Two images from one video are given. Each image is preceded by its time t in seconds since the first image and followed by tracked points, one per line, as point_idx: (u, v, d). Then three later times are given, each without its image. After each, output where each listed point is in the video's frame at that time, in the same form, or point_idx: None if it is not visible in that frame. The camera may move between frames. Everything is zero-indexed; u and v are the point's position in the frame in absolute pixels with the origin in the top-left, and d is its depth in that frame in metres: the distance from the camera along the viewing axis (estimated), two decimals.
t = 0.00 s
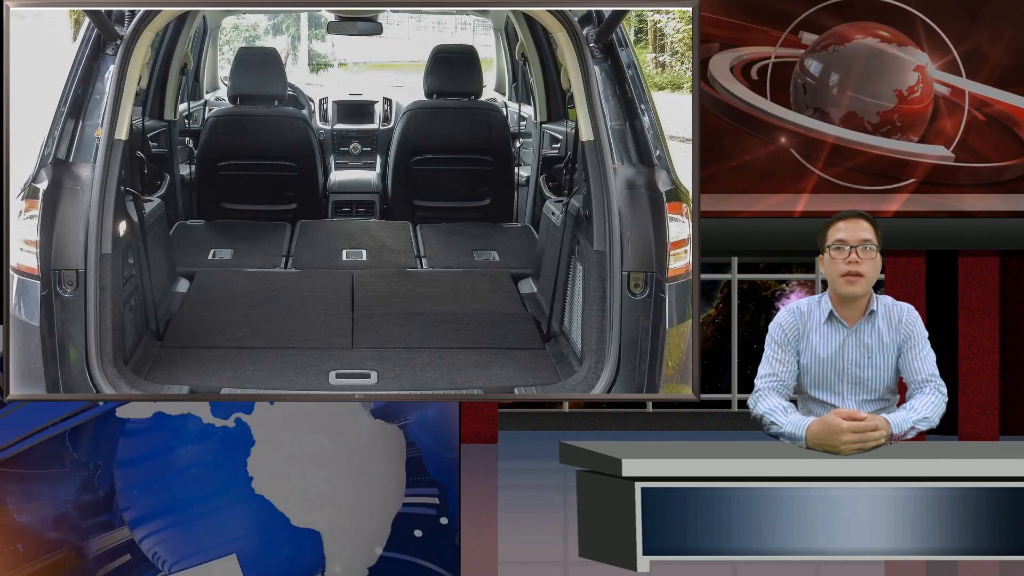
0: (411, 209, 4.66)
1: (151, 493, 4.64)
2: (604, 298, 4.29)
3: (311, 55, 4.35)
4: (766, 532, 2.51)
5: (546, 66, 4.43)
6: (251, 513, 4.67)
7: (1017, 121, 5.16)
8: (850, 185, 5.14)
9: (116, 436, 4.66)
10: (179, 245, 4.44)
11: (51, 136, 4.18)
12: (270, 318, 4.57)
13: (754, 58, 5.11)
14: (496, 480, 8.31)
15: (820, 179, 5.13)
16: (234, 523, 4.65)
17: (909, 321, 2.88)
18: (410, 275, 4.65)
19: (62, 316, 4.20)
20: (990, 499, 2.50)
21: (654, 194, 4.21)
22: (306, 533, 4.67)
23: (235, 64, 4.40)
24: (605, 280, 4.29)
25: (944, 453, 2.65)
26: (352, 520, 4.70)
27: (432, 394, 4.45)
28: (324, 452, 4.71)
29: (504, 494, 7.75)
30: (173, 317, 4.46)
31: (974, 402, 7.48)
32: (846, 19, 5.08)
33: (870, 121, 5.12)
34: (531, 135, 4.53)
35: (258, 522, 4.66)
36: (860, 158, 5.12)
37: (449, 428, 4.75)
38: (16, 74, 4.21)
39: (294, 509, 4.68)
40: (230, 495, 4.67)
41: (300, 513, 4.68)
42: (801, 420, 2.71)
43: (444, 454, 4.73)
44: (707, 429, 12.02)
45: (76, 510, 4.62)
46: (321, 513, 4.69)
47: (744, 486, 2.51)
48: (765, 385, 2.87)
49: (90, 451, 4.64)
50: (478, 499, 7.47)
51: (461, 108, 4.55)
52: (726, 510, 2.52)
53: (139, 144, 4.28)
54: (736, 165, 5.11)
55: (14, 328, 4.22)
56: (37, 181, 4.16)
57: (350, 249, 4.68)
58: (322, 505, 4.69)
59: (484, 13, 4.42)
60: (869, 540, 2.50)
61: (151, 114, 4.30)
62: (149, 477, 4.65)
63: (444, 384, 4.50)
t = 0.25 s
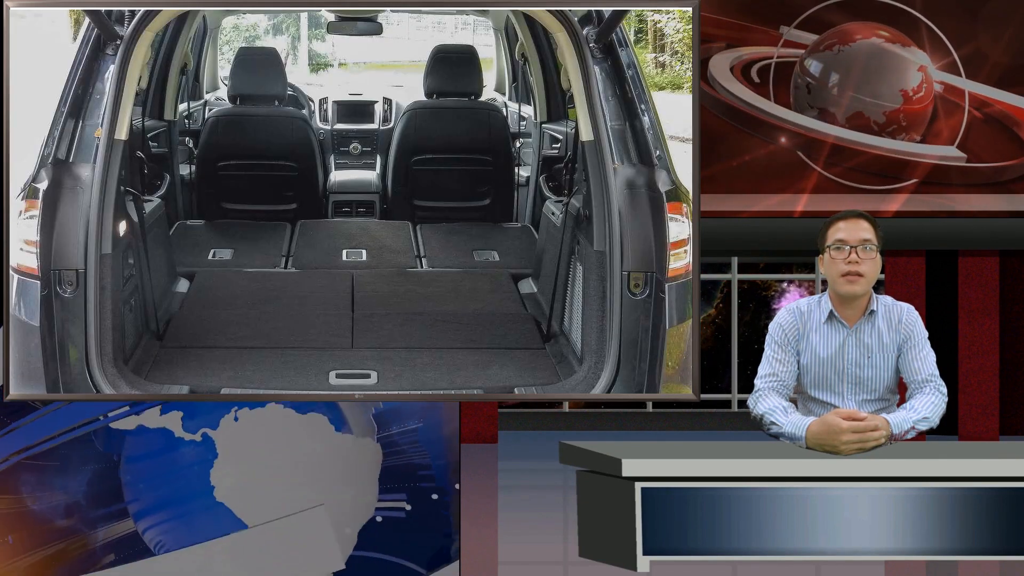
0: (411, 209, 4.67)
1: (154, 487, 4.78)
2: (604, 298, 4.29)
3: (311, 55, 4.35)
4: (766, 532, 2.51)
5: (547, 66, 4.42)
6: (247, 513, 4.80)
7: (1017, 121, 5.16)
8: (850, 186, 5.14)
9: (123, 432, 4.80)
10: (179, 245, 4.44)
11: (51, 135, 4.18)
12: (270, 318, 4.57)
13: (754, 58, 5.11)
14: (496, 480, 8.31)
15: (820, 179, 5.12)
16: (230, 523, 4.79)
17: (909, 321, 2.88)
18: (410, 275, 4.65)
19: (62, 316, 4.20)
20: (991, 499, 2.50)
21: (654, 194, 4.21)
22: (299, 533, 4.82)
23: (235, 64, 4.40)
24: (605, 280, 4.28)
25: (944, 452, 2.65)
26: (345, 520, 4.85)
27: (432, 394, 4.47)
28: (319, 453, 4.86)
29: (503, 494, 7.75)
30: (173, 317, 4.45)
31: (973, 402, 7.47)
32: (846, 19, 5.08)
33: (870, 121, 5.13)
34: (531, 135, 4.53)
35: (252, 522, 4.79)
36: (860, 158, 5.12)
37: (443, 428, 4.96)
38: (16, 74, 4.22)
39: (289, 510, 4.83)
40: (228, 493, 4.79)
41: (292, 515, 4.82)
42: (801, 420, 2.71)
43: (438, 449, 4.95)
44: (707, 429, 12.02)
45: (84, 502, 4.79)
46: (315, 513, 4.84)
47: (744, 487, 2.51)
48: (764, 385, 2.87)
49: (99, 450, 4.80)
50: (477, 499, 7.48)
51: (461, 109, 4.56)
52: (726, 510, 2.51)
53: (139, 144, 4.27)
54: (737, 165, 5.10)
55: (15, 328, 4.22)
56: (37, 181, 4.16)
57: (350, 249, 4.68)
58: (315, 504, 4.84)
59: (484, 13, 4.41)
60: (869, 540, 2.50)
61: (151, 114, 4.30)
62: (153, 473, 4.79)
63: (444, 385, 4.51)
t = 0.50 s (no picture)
0: (411, 209, 4.67)
1: (160, 479, 4.69)
2: (604, 297, 4.29)
3: (311, 56, 4.35)
4: (766, 532, 2.51)
5: (546, 66, 4.43)
6: (246, 511, 4.70)
7: (1017, 121, 5.16)
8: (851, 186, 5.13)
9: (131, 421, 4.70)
10: (178, 244, 4.44)
11: (50, 135, 4.18)
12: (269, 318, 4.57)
13: (753, 58, 5.11)
14: (496, 480, 8.31)
15: (820, 179, 5.12)
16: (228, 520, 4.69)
17: (909, 321, 2.88)
18: (410, 275, 4.65)
19: (61, 315, 4.19)
20: (991, 499, 2.50)
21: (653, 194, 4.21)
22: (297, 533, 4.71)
23: (235, 64, 4.41)
24: (605, 280, 4.28)
25: (945, 453, 2.65)
26: (344, 521, 4.74)
27: (432, 394, 4.45)
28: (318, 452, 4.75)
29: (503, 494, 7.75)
30: (173, 316, 4.46)
31: (973, 402, 7.47)
32: (846, 19, 5.08)
33: (869, 121, 5.13)
34: (531, 135, 4.53)
35: (250, 521, 4.70)
36: (860, 158, 5.12)
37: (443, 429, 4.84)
38: (16, 74, 4.21)
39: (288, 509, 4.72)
40: (230, 489, 4.71)
41: (290, 515, 4.71)
42: (801, 420, 2.71)
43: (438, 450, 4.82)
44: (707, 429, 12.02)
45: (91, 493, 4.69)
46: (313, 513, 4.72)
47: (744, 487, 2.51)
48: (765, 385, 2.87)
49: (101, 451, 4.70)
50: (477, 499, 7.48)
51: (461, 108, 4.56)
52: (726, 510, 2.51)
53: (139, 143, 4.27)
54: (736, 165, 5.10)
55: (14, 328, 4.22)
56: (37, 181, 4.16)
57: (350, 249, 4.69)
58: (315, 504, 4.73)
59: (484, 13, 4.41)
60: (869, 540, 2.50)
61: (151, 114, 4.30)
62: (160, 463, 4.70)
63: (444, 384, 4.49)
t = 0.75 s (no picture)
0: (412, 209, 4.68)
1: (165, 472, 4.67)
2: (604, 297, 4.29)
3: (312, 54, 4.35)
4: (766, 532, 2.51)
5: (546, 66, 4.43)
6: (246, 509, 4.68)
7: (1017, 121, 5.16)
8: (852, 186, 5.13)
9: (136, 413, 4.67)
10: (178, 245, 4.44)
11: (48, 135, 4.18)
12: (269, 318, 4.57)
13: (754, 58, 5.11)
14: (496, 480, 8.31)
15: (820, 179, 5.12)
16: (228, 518, 4.67)
17: (909, 321, 2.88)
18: (410, 275, 4.65)
19: (61, 316, 4.19)
20: (991, 499, 2.50)
21: (653, 194, 4.21)
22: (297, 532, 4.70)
23: (235, 63, 4.40)
24: (604, 280, 4.28)
25: (944, 453, 2.65)
26: (343, 519, 4.72)
27: (432, 394, 4.47)
28: (318, 450, 4.72)
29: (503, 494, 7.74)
30: (173, 316, 4.45)
31: (974, 402, 7.46)
32: (846, 19, 5.08)
33: (869, 121, 5.13)
34: (531, 135, 4.53)
35: (249, 520, 4.68)
36: (860, 158, 5.11)
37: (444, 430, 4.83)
38: (17, 74, 4.22)
39: (287, 508, 4.69)
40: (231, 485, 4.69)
41: (291, 514, 4.69)
42: (801, 420, 2.71)
43: (440, 447, 4.81)
44: (707, 429, 12.02)
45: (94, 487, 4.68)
46: (312, 512, 4.70)
47: (744, 487, 2.51)
48: (765, 385, 2.87)
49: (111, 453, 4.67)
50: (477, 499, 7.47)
51: (461, 108, 4.56)
52: (726, 509, 2.51)
53: (139, 143, 4.27)
54: (737, 165, 5.10)
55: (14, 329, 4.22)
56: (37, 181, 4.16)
57: (350, 249, 4.68)
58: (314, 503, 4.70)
59: (484, 14, 4.42)
60: (869, 540, 2.50)
61: (151, 114, 4.30)
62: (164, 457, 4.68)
63: (444, 385, 4.50)
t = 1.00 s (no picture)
0: (411, 209, 4.69)
1: (169, 470, 4.65)
2: (604, 297, 4.28)
3: (311, 55, 4.35)
4: (765, 532, 2.51)
5: (546, 66, 4.44)
6: (246, 507, 4.66)
7: (1017, 121, 5.16)
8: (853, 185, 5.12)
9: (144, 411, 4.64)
10: (179, 245, 4.44)
11: (47, 135, 4.16)
12: (267, 318, 4.57)
13: (754, 58, 5.10)
14: (496, 480, 8.31)
15: (820, 179, 5.12)
16: (229, 518, 4.66)
17: (909, 321, 2.88)
18: (410, 275, 4.66)
19: (60, 316, 4.19)
20: (990, 499, 2.51)
21: (653, 194, 4.21)
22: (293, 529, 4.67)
23: (235, 62, 4.40)
24: (604, 280, 4.28)
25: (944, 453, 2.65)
26: (337, 517, 4.70)
27: (432, 394, 4.43)
28: (318, 450, 4.70)
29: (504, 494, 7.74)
30: (173, 316, 4.45)
31: (974, 403, 7.46)
32: (846, 19, 5.08)
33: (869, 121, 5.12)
34: (531, 135, 4.54)
35: (249, 521, 4.66)
36: (860, 158, 5.12)
37: (444, 430, 4.85)
38: (16, 74, 4.21)
39: (286, 505, 4.67)
40: (231, 483, 4.66)
41: (291, 515, 4.67)
42: (801, 420, 2.71)
43: (440, 447, 4.82)
44: (707, 429, 12.02)
45: (100, 479, 4.64)
46: (310, 510, 4.68)
47: (744, 487, 2.51)
48: (765, 385, 2.87)
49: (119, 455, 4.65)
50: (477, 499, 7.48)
51: (461, 108, 4.57)
52: (725, 510, 2.51)
53: (139, 143, 4.27)
54: (737, 165, 5.09)
55: (14, 329, 4.22)
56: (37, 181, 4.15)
57: (350, 249, 4.69)
58: (310, 500, 4.69)
59: (484, 13, 4.41)
60: (869, 540, 2.50)
61: (151, 114, 4.31)
62: (169, 453, 4.66)
63: (444, 384, 4.47)
